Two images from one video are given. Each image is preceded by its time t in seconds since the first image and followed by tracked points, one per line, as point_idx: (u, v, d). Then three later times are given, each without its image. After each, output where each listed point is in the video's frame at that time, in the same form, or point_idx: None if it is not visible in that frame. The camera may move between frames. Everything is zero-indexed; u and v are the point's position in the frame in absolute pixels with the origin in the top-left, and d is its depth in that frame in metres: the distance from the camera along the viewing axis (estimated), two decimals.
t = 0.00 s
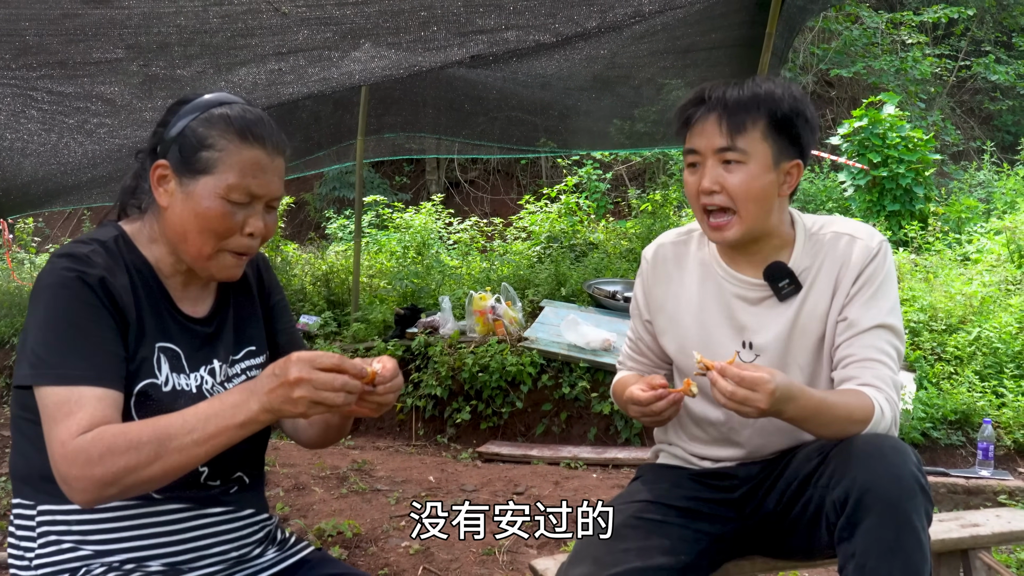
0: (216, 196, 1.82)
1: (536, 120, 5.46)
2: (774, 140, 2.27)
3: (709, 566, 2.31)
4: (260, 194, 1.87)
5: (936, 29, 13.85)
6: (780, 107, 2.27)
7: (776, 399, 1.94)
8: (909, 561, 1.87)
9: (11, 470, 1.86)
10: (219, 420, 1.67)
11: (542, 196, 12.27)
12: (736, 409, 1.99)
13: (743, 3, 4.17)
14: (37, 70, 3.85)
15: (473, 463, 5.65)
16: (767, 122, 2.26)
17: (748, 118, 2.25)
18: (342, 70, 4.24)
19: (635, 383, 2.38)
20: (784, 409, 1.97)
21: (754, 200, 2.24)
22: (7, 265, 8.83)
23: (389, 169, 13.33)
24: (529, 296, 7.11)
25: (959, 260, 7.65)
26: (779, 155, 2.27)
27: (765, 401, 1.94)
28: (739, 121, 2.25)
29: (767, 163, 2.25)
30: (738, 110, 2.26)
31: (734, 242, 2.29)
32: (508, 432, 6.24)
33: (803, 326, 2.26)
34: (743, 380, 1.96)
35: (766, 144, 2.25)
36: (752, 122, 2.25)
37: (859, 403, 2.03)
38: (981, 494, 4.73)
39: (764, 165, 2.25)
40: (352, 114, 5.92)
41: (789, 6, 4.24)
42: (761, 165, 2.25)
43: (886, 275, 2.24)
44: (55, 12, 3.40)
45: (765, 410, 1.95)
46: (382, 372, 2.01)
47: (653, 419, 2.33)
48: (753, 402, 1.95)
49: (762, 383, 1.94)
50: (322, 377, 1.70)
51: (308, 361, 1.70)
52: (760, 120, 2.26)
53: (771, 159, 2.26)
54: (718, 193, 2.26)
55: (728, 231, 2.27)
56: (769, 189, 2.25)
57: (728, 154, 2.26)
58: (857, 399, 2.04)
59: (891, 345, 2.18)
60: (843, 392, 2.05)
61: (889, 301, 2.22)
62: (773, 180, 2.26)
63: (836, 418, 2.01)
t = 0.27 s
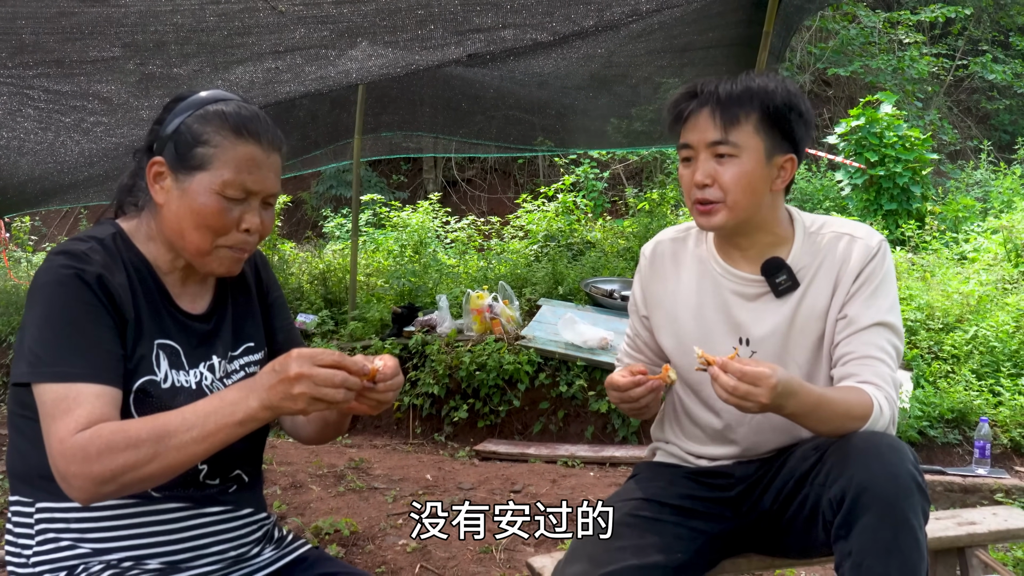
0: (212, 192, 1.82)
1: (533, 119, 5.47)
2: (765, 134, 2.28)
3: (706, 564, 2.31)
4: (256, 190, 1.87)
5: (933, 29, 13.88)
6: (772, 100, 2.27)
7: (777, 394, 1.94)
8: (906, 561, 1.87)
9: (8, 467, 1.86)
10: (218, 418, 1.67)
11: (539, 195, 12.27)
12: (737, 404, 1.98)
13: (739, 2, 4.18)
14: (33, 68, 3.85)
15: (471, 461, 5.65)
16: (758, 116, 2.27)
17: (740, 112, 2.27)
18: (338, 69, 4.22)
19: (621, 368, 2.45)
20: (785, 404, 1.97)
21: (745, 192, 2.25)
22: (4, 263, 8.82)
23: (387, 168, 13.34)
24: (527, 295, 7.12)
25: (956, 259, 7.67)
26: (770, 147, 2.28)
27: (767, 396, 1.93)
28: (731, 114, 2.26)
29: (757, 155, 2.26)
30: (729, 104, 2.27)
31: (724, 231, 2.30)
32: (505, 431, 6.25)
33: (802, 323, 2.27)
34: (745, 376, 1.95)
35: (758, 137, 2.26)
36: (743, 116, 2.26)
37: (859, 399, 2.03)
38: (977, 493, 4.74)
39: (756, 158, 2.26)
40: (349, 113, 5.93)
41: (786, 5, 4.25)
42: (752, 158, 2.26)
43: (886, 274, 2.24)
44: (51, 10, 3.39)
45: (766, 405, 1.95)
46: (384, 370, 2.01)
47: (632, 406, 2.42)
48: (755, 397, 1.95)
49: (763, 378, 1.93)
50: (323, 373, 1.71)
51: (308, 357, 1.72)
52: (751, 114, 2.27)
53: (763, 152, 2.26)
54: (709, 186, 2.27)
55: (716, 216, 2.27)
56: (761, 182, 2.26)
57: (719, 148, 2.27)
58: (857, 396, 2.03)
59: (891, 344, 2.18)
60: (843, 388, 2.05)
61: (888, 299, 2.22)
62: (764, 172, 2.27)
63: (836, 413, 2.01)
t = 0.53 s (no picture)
0: (210, 187, 1.81)
1: (532, 116, 5.47)
2: (768, 131, 2.27)
3: (705, 560, 2.31)
4: (254, 185, 1.86)
5: (932, 25, 13.87)
6: (773, 97, 2.26)
7: (778, 389, 1.93)
8: (904, 558, 1.87)
9: (7, 464, 1.85)
10: (220, 414, 1.67)
11: (537, 191, 12.26)
12: (738, 399, 1.98)
13: None
14: (31, 64, 3.83)
15: (469, 458, 5.65)
16: (761, 114, 2.26)
17: (741, 110, 2.26)
18: (337, 65, 4.20)
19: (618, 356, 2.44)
20: (785, 400, 1.96)
21: (750, 190, 2.24)
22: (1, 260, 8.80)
23: (385, 164, 13.32)
24: (525, 291, 7.12)
25: (954, 256, 7.67)
26: (774, 144, 2.27)
27: (767, 391, 1.93)
28: (733, 112, 2.26)
29: (761, 154, 2.25)
30: (731, 102, 2.27)
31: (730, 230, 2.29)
32: (503, 427, 6.25)
33: (804, 320, 2.27)
34: (747, 373, 1.95)
35: (761, 134, 2.26)
36: (745, 113, 2.26)
37: (859, 395, 2.03)
38: (975, 489, 4.75)
39: (759, 156, 2.25)
40: (347, 109, 5.92)
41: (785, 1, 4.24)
42: (757, 156, 2.25)
43: (888, 272, 2.25)
44: (48, 6, 3.38)
45: (767, 401, 1.94)
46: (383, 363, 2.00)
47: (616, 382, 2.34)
48: (755, 392, 1.94)
49: (765, 374, 1.93)
50: (319, 367, 1.71)
51: (304, 352, 1.71)
52: (754, 111, 2.26)
53: (766, 150, 2.26)
54: (714, 185, 2.26)
55: (722, 215, 2.27)
56: (765, 179, 2.26)
57: (722, 147, 2.26)
58: (856, 392, 2.03)
59: (892, 342, 2.18)
60: (843, 384, 2.05)
61: (889, 297, 2.22)
62: (769, 170, 2.26)
63: (837, 410, 2.01)
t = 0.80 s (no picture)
0: (206, 184, 1.81)
1: (530, 115, 5.48)
2: (776, 133, 2.27)
3: (703, 559, 2.31)
4: (250, 183, 1.86)
5: (930, 25, 13.88)
6: (782, 99, 2.26)
7: (779, 386, 1.92)
8: (902, 557, 1.87)
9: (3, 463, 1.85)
10: (219, 414, 1.67)
11: (536, 191, 12.27)
12: (738, 395, 1.96)
13: None
14: (29, 64, 3.83)
15: (467, 457, 5.65)
16: (769, 116, 2.26)
17: (750, 112, 2.25)
18: (335, 65, 4.18)
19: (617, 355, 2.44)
20: (786, 396, 1.95)
21: (758, 192, 2.25)
22: None
23: (383, 163, 13.32)
24: (523, 291, 7.11)
25: (952, 255, 7.68)
26: (781, 146, 2.27)
27: (769, 386, 1.92)
28: (742, 113, 2.25)
29: (769, 155, 2.25)
30: (739, 103, 2.26)
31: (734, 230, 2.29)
32: (501, 427, 6.25)
33: (806, 319, 2.27)
34: (749, 368, 1.93)
35: (769, 137, 2.25)
36: (754, 115, 2.25)
37: (858, 395, 2.03)
38: (973, 489, 4.75)
39: (768, 158, 2.25)
40: (346, 109, 5.91)
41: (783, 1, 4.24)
42: (765, 158, 2.25)
43: (890, 273, 2.25)
44: (46, 4, 3.38)
45: (768, 396, 1.93)
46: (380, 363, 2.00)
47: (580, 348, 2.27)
48: (757, 387, 1.93)
49: (766, 370, 1.92)
50: (315, 364, 1.70)
51: (300, 349, 1.71)
52: (762, 113, 2.25)
53: (774, 152, 2.26)
54: (721, 186, 2.26)
55: (729, 215, 2.27)
56: (772, 181, 2.26)
57: (730, 148, 2.26)
58: (856, 392, 2.04)
59: (892, 343, 2.18)
60: (841, 384, 2.04)
61: (890, 298, 2.22)
62: (777, 171, 2.26)
63: (835, 409, 2.01)
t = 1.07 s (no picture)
0: (197, 184, 1.81)
1: (527, 116, 5.48)
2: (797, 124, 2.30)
3: (698, 560, 2.31)
4: (242, 183, 1.86)
5: (926, 25, 13.90)
6: (797, 90, 2.30)
7: (779, 384, 1.92)
8: (899, 556, 1.87)
9: None
10: (222, 426, 1.69)
11: (532, 191, 12.27)
12: (738, 393, 1.96)
13: None
14: (24, 65, 3.82)
15: (464, 458, 5.64)
16: (791, 105, 2.28)
17: (777, 99, 2.26)
18: (331, 65, 4.18)
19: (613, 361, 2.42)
20: (786, 395, 1.95)
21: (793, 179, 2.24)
22: None
23: (380, 164, 13.31)
24: (520, 291, 7.11)
25: (948, 255, 7.69)
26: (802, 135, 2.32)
27: (769, 385, 1.92)
28: (770, 100, 2.25)
29: (796, 145, 2.27)
30: (769, 90, 2.26)
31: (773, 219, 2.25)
32: (498, 428, 6.25)
33: (805, 320, 2.27)
34: (751, 366, 1.93)
35: (793, 125, 2.28)
36: (780, 103, 2.26)
37: (856, 395, 2.03)
38: (969, 489, 4.76)
39: (795, 147, 2.26)
40: (342, 110, 5.91)
41: (778, 1, 4.25)
42: (794, 145, 2.26)
43: (887, 274, 2.26)
44: (41, 5, 3.37)
45: (768, 395, 1.93)
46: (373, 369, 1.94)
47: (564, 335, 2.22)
48: (758, 386, 1.93)
49: (768, 368, 1.92)
50: (304, 376, 1.70)
51: (289, 361, 1.71)
52: (787, 103, 2.28)
53: (798, 140, 2.28)
54: (760, 173, 2.21)
55: (770, 203, 2.22)
56: (800, 168, 2.27)
57: (764, 134, 2.25)
58: (854, 391, 2.04)
59: (891, 343, 2.18)
60: (839, 383, 2.05)
61: (888, 299, 2.23)
62: (801, 159, 2.28)
63: (833, 408, 2.01)
